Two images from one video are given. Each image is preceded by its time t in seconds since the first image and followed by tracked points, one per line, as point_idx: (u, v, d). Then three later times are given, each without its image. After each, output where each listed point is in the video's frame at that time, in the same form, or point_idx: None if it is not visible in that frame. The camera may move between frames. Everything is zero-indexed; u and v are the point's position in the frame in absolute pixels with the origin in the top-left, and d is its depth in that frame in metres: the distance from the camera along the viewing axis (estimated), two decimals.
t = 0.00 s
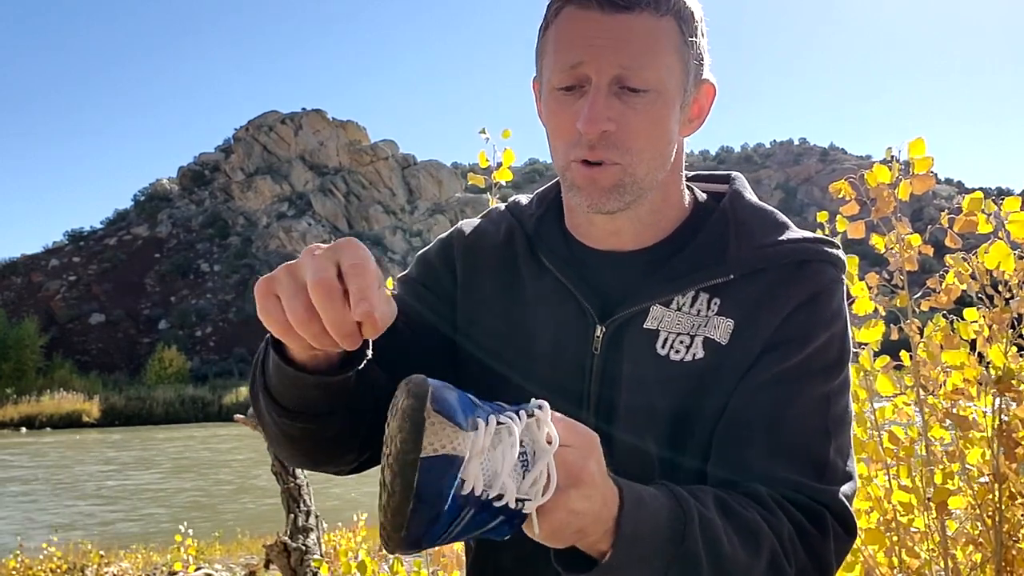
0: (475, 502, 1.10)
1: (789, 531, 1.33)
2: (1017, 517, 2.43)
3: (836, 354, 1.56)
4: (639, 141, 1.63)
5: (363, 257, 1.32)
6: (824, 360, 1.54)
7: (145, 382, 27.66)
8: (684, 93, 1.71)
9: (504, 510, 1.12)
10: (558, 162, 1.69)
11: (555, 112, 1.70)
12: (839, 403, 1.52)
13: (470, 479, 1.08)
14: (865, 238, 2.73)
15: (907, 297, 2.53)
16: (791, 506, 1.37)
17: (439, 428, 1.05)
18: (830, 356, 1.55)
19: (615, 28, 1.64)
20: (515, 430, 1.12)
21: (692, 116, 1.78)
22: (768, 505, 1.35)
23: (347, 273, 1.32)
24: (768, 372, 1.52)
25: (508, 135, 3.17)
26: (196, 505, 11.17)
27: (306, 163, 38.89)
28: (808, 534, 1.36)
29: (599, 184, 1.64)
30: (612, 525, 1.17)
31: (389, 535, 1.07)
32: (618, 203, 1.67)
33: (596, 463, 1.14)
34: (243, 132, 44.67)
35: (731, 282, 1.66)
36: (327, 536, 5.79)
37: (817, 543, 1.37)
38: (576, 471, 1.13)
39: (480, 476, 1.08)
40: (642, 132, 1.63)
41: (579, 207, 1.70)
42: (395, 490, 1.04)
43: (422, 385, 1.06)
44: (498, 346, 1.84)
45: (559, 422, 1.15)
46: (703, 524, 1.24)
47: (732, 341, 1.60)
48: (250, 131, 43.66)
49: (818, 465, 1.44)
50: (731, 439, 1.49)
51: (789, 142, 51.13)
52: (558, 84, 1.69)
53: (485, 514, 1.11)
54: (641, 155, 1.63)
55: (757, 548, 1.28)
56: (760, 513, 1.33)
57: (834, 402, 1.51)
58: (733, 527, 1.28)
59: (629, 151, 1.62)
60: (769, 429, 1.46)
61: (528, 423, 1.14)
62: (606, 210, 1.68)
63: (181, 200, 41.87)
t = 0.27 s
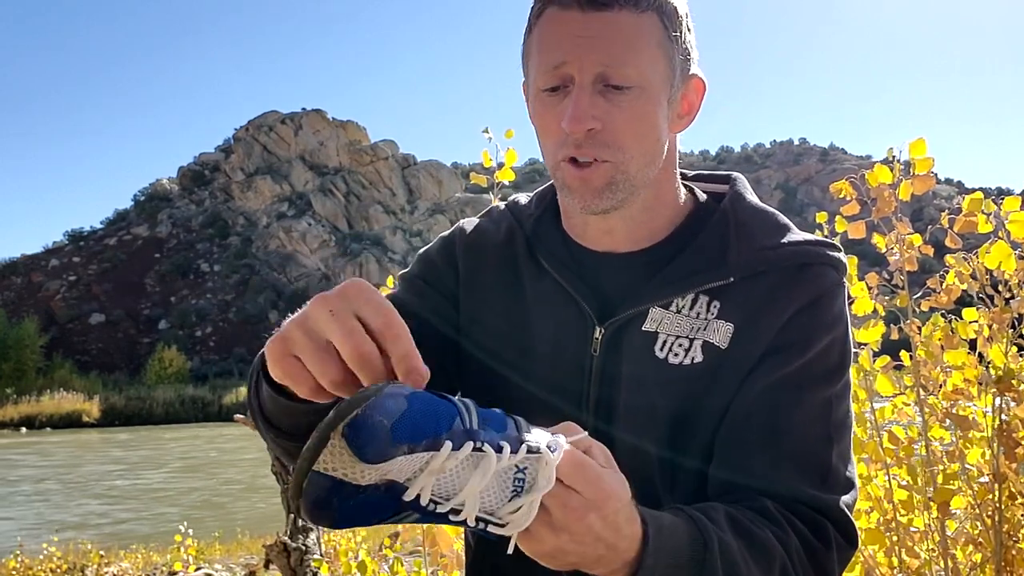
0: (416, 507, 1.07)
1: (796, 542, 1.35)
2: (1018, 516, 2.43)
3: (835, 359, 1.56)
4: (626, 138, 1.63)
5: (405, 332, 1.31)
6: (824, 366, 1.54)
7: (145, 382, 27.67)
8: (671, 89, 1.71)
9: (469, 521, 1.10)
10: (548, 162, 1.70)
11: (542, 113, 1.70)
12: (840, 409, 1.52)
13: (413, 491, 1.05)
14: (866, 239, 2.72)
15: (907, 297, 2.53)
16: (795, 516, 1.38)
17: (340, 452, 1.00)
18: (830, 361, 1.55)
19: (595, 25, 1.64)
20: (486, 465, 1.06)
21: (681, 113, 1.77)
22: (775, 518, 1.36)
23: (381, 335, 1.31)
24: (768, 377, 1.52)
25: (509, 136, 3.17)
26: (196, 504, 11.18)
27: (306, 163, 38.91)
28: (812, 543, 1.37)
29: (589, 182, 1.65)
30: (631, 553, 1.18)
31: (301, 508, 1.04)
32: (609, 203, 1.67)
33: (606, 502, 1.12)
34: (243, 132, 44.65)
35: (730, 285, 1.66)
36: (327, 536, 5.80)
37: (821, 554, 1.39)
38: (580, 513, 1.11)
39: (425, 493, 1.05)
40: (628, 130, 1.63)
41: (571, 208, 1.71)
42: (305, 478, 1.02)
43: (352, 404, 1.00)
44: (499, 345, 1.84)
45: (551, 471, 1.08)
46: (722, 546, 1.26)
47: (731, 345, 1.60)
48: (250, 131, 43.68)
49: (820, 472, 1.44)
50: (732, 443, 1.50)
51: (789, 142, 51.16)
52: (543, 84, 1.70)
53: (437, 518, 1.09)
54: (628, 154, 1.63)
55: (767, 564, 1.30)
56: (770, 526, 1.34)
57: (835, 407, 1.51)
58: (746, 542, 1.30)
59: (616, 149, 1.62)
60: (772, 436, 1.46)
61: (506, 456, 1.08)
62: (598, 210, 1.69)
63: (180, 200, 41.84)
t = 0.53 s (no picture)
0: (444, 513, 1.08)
1: (790, 530, 1.34)
2: (1018, 516, 2.43)
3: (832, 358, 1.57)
4: (650, 116, 1.64)
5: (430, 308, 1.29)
6: (821, 365, 1.54)
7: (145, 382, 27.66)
8: (680, 77, 1.73)
9: (489, 513, 1.12)
10: (564, 148, 1.70)
11: (558, 98, 1.71)
12: (836, 406, 1.52)
13: (434, 496, 1.06)
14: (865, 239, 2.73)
15: (907, 297, 2.53)
16: (792, 507, 1.38)
17: (382, 473, 0.99)
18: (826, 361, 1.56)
19: (614, 8, 1.67)
20: (486, 445, 1.09)
21: (685, 108, 1.81)
22: (768, 507, 1.36)
23: (409, 314, 1.30)
24: (765, 379, 1.53)
25: (511, 136, 3.18)
26: (196, 504, 11.19)
27: (306, 162, 38.91)
28: (808, 539, 1.36)
29: (613, 162, 1.63)
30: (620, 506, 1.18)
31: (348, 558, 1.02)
32: (631, 184, 1.65)
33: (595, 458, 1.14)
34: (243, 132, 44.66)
35: (730, 285, 1.66)
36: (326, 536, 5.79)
37: (813, 546, 1.37)
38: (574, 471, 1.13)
39: (447, 497, 1.07)
40: (653, 108, 1.64)
41: (588, 193, 1.69)
42: (338, 523, 1.00)
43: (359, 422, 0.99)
44: (494, 348, 1.84)
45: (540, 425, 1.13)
46: (708, 516, 1.25)
47: (729, 346, 1.61)
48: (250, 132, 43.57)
49: (815, 469, 1.43)
50: (732, 441, 1.50)
51: (789, 142, 51.18)
52: (561, 68, 1.71)
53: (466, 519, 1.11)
54: (653, 132, 1.63)
55: (758, 544, 1.30)
56: (763, 513, 1.34)
57: (831, 406, 1.51)
58: (740, 527, 1.30)
59: (641, 126, 1.62)
60: (772, 434, 1.46)
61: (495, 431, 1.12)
62: (618, 195, 1.67)
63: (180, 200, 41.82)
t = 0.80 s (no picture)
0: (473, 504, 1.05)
1: (795, 517, 1.35)
2: (1018, 516, 2.43)
3: (832, 352, 1.57)
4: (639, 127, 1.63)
5: (481, 322, 1.30)
6: (820, 360, 1.55)
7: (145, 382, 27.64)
8: (672, 83, 1.72)
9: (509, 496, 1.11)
10: (555, 161, 1.69)
11: (548, 109, 1.70)
12: (835, 402, 1.53)
13: (463, 486, 1.02)
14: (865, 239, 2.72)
15: (905, 297, 2.53)
16: (796, 492, 1.39)
17: (415, 465, 0.95)
18: (825, 356, 1.56)
19: (602, 19, 1.66)
20: (502, 424, 1.08)
21: (677, 112, 1.81)
22: (774, 495, 1.36)
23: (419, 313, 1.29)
24: (764, 373, 1.54)
25: (511, 136, 3.17)
26: (196, 504, 11.19)
27: (306, 162, 38.90)
28: (814, 526, 1.38)
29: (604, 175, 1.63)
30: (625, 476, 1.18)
31: (395, 566, 0.95)
32: (624, 197, 1.65)
33: (605, 424, 1.15)
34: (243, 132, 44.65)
35: (728, 283, 1.65)
36: (326, 537, 5.79)
37: (821, 533, 1.39)
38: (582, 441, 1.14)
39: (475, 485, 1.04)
40: (642, 120, 1.63)
41: (580, 204, 1.68)
42: (380, 525, 0.94)
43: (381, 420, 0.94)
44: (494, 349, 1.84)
45: (544, 397, 1.13)
46: (713, 492, 1.26)
47: (729, 343, 1.61)
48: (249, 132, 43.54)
49: (816, 463, 1.45)
50: (732, 435, 1.50)
51: (789, 142, 51.12)
52: (550, 78, 1.70)
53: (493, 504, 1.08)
54: (642, 144, 1.63)
55: (765, 527, 1.31)
56: (768, 498, 1.35)
57: (831, 400, 1.52)
58: (746, 510, 1.31)
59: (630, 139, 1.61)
60: (774, 430, 1.47)
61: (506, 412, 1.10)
62: (612, 207, 1.66)
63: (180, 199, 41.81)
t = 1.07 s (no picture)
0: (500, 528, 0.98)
1: (802, 510, 1.36)
2: (1018, 516, 2.44)
3: (835, 349, 1.57)
4: (647, 127, 1.63)
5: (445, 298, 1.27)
6: (824, 357, 1.55)
7: (145, 383, 27.65)
8: (678, 82, 1.72)
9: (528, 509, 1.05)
10: (561, 158, 1.68)
11: (554, 108, 1.70)
12: (840, 400, 1.53)
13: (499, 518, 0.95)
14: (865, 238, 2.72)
15: (905, 297, 2.53)
16: (801, 486, 1.40)
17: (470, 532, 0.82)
18: (828, 353, 1.56)
19: (612, 15, 1.65)
20: (535, 450, 1.01)
21: (684, 111, 1.80)
22: (781, 488, 1.37)
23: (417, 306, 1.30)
24: (768, 370, 1.54)
25: (512, 135, 3.17)
26: (196, 504, 11.19)
27: (306, 162, 38.89)
28: (820, 522, 1.39)
29: (610, 174, 1.63)
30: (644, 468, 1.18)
31: None
32: (630, 194, 1.64)
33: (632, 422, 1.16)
34: (243, 132, 44.65)
35: (733, 282, 1.65)
36: (326, 536, 5.80)
37: (827, 530, 1.39)
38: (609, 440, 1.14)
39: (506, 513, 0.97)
40: (648, 120, 1.63)
41: (587, 203, 1.68)
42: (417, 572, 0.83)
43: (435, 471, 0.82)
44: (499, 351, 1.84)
45: (576, 412, 1.08)
46: (727, 482, 1.27)
47: (733, 341, 1.61)
48: (249, 132, 43.51)
49: (822, 461, 1.45)
50: (736, 433, 1.51)
51: (789, 143, 51.11)
52: (557, 75, 1.70)
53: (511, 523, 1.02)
54: (650, 143, 1.62)
55: (773, 517, 1.32)
56: (775, 491, 1.36)
57: (836, 398, 1.52)
58: (755, 503, 1.31)
59: (639, 139, 1.61)
60: (778, 429, 1.47)
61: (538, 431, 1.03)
62: (616, 206, 1.66)
63: (180, 199, 41.78)
